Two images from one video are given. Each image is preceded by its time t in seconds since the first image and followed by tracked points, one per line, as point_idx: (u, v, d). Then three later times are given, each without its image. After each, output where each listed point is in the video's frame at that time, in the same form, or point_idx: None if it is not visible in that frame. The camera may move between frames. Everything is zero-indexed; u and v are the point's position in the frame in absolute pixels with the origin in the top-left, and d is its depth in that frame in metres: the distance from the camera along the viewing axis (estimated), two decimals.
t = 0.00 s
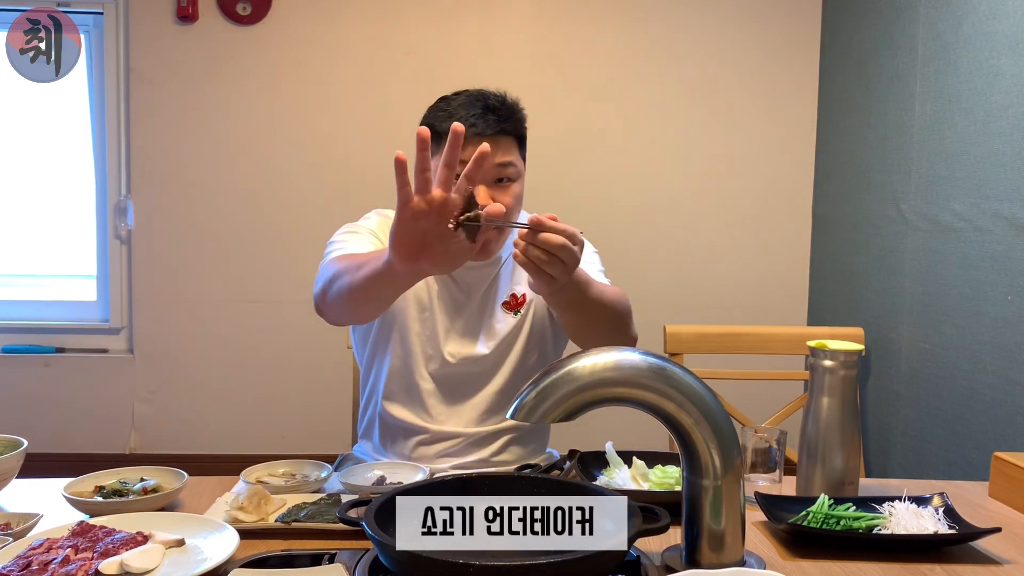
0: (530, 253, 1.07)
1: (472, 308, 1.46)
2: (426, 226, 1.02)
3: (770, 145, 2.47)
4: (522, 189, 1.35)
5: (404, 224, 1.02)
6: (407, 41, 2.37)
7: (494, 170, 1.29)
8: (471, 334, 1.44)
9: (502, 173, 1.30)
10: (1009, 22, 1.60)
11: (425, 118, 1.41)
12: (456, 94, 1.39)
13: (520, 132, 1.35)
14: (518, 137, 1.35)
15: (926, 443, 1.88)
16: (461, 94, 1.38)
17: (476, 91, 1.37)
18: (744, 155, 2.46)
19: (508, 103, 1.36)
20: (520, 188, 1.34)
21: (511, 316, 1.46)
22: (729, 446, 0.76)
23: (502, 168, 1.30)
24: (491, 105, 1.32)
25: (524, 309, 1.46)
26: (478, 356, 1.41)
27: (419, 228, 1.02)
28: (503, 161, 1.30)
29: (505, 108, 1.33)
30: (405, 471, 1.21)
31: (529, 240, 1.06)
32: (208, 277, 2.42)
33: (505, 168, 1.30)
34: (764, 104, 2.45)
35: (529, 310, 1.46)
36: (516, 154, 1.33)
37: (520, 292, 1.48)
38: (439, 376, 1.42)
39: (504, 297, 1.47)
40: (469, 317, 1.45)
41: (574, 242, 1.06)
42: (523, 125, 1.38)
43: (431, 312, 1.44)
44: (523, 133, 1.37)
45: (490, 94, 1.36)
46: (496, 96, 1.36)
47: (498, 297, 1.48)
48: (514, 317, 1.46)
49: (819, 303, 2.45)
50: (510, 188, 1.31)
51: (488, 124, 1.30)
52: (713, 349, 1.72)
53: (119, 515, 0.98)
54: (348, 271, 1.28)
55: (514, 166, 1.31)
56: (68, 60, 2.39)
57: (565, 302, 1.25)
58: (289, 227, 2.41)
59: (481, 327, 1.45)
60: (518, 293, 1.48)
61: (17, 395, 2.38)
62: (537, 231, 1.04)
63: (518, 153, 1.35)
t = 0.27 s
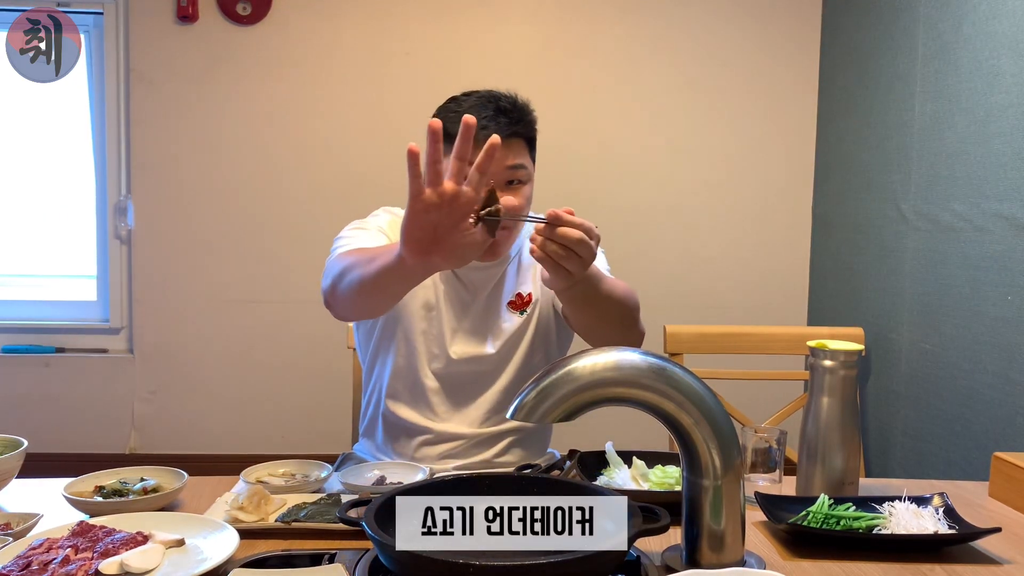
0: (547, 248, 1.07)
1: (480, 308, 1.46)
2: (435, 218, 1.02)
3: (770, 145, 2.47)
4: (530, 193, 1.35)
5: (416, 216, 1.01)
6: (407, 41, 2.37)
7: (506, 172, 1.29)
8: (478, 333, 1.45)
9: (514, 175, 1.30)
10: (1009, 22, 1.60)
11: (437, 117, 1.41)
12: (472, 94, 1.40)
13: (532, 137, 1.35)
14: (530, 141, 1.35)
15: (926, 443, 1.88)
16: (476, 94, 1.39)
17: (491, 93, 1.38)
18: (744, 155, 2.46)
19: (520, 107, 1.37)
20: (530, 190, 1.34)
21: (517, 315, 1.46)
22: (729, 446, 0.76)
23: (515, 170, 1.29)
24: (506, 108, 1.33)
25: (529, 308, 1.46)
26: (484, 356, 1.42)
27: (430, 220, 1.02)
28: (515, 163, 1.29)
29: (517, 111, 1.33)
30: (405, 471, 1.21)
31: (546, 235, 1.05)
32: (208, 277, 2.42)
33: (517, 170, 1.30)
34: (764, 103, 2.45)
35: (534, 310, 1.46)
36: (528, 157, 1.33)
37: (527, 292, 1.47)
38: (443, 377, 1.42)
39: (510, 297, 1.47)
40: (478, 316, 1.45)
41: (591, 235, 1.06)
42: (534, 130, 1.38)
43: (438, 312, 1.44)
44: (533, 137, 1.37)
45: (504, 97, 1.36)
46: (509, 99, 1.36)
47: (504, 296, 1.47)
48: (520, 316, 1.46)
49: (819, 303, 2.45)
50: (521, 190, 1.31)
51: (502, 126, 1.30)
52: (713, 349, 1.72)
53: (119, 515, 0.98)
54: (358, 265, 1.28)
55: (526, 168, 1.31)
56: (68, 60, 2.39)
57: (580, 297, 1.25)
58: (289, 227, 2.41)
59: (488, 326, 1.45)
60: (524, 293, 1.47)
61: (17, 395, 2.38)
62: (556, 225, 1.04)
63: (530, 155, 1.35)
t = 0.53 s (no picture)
0: (537, 242, 1.06)
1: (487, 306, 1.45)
2: (443, 216, 1.02)
3: (770, 145, 2.47)
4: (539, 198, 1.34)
5: (423, 215, 1.01)
6: (406, 41, 2.37)
7: (517, 175, 1.28)
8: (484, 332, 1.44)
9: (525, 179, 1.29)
10: (1009, 22, 1.60)
11: (449, 116, 1.41)
12: (493, 95, 1.38)
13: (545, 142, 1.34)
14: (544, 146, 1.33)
15: (926, 443, 1.88)
16: (493, 96, 1.37)
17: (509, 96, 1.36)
18: (744, 155, 2.46)
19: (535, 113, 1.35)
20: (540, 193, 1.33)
21: (523, 313, 1.46)
22: (729, 446, 0.76)
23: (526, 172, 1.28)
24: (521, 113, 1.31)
25: (535, 308, 1.47)
26: (492, 356, 1.41)
27: (437, 218, 1.02)
28: (528, 166, 1.28)
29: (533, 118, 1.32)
30: (405, 472, 1.21)
31: (535, 228, 1.04)
32: (208, 277, 2.42)
33: (528, 175, 1.29)
34: (764, 103, 2.45)
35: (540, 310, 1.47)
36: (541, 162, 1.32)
37: (533, 292, 1.48)
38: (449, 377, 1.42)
39: (516, 295, 1.46)
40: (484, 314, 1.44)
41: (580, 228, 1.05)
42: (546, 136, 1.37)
43: (445, 311, 1.43)
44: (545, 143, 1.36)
45: (520, 102, 1.35)
46: (525, 104, 1.35)
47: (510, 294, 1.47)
48: (526, 315, 1.46)
49: (819, 303, 2.45)
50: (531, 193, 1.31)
51: (518, 129, 1.27)
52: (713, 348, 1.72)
53: (119, 515, 0.98)
54: (363, 264, 1.28)
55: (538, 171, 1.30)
56: (68, 60, 2.39)
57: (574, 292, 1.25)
58: (289, 227, 2.41)
59: (493, 325, 1.44)
60: (530, 292, 1.47)
61: (17, 395, 2.38)
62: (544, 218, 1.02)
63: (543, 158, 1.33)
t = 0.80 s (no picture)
0: (540, 243, 1.06)
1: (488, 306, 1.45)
2: (443, 212, 1.02)
3: (770, 145, 2.47)
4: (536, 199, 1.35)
5: (422, 211, 1.01)
6: (406, 41, 2.37)
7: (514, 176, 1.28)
8: (483, 331, 1.44)
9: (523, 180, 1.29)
10: (1010, 22, 1.60)
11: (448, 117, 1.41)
12: (491, 95, 1.38)
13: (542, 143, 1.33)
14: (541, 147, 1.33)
15: (926, 443, 1.88)
16: (491, 95, 1.37)
17: (506, 95, 1.36)
18: (744, 155, 2.46)
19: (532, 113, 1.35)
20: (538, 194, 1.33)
21: (523, 312, 1.47)
22: (729, 446, 0.76)
23: (523, 173, 1.28)
24: (519, 114, 1.31)
25: (534, 307, 1.47)
26: (491, 355, 1.41)
27: (436, 214, 1.02)
28: (524, 167, 1.28)
29: (529, 119, 1.31)
30: (405, 472, 1.21)
31: (538, 228, 1.05)
32: (208, 277, 2.42)
33: (526, 177, 1.29)
34: (765, 103, 2.45)
35: (539, 308, 1.47)
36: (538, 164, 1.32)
37: (532, 291, 1.48)
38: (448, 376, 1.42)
39: (515, 294, 1.47)
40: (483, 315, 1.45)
41: (581, 228, 1.05)
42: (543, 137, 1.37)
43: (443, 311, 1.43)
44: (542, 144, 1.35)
45: (518, 102, 1.35)
46: (523, 105, 1.34)
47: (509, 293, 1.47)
48: (525, 314, 1.46)
49: (819, 302, 2.45)
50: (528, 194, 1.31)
51: (515, 131, 1.27)
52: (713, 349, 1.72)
53: (119, 515, 0.98)
54: (361, 263, 1.27)
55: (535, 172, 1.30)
56: (68, 60, 2.39)
57: (573, 296, 1.24)
58: (289, 227, 2.41)
59: (493, 325, 1.45)
60: (529, 291, 1.48)
61: (16, 395, 2.38)
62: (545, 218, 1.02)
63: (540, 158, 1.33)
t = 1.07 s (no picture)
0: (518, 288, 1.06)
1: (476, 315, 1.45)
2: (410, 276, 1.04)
3: (770, 144, 2.47)
4: (495, 209, 1.29)
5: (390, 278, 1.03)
6: (407, 41, 2.37)
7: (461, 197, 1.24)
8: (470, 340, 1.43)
9: (468, 199, 1.24)
10: (1009, 22, 1.60)
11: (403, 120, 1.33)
12: (442, 100, 1.29)
13: (493, 152, 1.24)
14: (492, 157, 1.24)
15: (926, 443, 1.88)
16: (442, 101, 1.29)
17: (453, 102, 1.27)
18: (744, 155, 2.46)
19: (483, 119, 1.25)
20: (494, 206, 1.28)
21: (512, 318, 1.45)
22: (729, 446, 0.76)
23: (469, 194, 1.23)
24: (458, 126, 1.23)
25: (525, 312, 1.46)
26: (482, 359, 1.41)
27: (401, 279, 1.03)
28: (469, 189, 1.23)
29: (470, 130, 1.23)
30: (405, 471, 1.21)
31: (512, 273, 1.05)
32: (208, 277, 2.42)
33: (472, 196, 1.24)
34: (765, 103, 2.45)
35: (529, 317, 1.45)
36: (489, 175, 1.24)
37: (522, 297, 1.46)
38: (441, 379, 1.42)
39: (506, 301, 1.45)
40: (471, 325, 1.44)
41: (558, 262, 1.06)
42: (502, 140, 1.27)
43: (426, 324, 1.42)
44: (499, 148, 1.26)
45: (465, 108, 1.26)
46: (471, 111, 1.25)
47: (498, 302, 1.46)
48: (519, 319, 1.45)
49: (819, 302, 2.45)
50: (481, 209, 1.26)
51: (447, 152, 1.20)
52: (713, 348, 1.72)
53: (119, 515, 0.98)
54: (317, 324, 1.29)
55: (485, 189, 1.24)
56: (68, 59, 2.38)
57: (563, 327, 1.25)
58: (289, 227, 2.41)
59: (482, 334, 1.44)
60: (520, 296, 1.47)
61: (16, 395, 2.38)
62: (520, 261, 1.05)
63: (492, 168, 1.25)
